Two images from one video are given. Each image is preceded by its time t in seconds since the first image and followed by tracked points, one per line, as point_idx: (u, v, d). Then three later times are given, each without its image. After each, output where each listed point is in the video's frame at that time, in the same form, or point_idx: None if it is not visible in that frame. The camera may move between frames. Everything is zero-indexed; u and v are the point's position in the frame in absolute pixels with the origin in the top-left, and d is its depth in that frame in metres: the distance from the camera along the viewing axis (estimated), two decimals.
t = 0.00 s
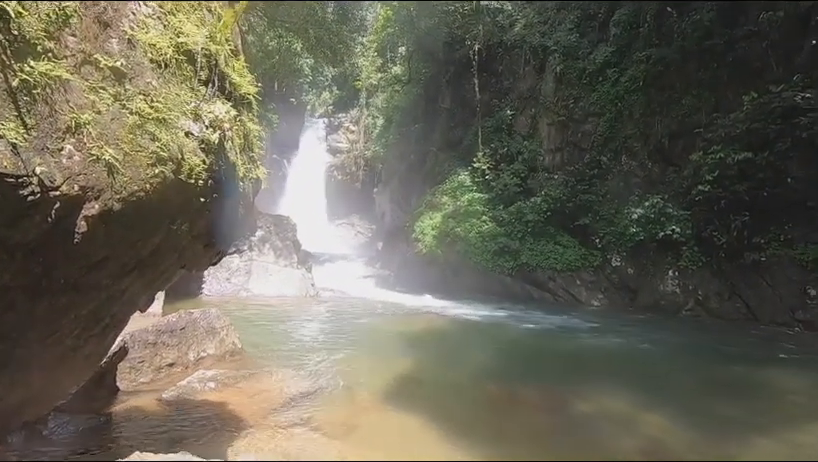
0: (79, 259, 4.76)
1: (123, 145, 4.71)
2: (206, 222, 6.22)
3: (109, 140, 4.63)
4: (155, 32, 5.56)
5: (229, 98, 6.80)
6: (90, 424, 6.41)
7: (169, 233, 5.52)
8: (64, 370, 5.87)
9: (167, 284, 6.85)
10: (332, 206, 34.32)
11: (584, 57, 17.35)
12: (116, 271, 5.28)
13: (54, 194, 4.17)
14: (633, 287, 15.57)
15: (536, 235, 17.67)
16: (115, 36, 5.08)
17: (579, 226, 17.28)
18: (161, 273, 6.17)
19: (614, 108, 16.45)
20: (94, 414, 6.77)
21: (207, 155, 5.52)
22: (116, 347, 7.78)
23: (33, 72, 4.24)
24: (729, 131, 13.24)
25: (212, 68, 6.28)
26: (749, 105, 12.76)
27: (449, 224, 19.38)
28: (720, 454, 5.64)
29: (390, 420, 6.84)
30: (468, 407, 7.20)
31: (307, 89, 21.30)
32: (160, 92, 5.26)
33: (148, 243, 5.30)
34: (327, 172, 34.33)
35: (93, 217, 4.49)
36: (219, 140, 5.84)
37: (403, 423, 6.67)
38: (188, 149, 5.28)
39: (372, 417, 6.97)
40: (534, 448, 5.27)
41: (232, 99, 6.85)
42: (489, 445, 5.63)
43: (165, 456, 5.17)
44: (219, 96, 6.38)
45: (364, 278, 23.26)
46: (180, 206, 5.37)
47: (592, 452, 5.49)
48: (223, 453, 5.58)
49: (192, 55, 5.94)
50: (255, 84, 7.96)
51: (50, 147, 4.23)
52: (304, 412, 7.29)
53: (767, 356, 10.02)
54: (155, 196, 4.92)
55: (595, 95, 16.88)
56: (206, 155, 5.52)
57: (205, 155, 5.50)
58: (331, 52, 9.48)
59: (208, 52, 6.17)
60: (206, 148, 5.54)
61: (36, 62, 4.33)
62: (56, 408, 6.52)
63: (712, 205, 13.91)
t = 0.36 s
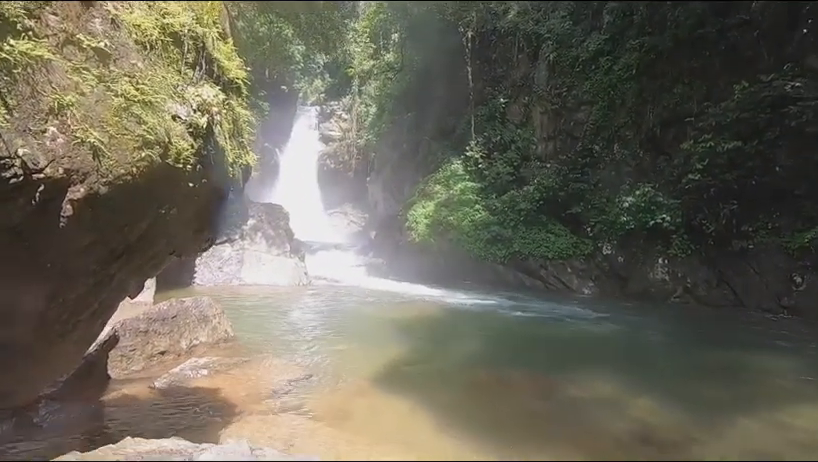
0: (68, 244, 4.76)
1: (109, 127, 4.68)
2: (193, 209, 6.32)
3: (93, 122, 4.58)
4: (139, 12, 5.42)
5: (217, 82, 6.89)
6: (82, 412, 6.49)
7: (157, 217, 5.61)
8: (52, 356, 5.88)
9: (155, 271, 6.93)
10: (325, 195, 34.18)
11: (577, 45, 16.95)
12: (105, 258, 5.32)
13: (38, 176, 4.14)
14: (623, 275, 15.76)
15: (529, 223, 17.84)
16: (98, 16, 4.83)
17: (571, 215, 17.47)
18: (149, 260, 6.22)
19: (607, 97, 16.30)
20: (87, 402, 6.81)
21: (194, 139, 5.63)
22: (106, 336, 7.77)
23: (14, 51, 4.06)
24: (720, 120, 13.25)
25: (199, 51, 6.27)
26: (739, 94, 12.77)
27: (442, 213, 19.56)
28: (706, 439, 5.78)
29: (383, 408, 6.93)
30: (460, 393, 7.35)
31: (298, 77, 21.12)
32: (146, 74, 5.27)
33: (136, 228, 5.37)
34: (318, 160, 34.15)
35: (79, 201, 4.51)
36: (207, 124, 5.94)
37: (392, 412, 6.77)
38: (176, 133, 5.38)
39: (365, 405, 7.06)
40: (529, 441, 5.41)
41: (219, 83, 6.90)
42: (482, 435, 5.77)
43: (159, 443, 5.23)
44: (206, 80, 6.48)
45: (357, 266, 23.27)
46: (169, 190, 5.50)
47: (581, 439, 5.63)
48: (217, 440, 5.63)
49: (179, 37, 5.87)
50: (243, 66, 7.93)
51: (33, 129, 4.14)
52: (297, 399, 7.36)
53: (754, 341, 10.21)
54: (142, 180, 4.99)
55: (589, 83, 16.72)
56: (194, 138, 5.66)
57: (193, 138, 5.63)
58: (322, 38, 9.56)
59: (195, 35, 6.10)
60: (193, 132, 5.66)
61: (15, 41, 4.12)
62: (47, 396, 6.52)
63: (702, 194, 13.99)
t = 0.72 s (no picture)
0: (52, 224, 4.76)
1: (92, 105, 4.71)
2: (182, 190, 6.29)
3: (76, 100, 4.62)
4: None
5: (203, 61, 6.82)
6: (70, 396, 6.46)
7: (144, 199, 5.59)
8: (40, 336, 5.94)
9: (142, 254, 6.94)
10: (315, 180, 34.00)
11: (570, 29, 17.32)
12: (90, 239, 5.31)
13: (20, 154, 4.18)
14: (612, 261, 15.71)
15: (519, 209, 17.84)
16: None
17: (562, 201, 17.46)
18: (136, 241, 6.23)
19: (598, 82, 16.57)
20: (76, 386, 6.81)
21: (180, 119, 5.54)
22: (97, 320, 7.79)
23: None
24: (710, 106, 13.38)
25: (184, 29, 6.25)
26: (730, 80, 13.00)
27: (434, 199, 19.67)
28: (689, 417, 5.96)
29: (376, 391, 7.05)
30: (451, 375, 7.49)
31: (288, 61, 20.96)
32: (129, 51, 5.29)
33: (122, 209, 5.36)
34: (310, 145, 33.99)
35: (63, 181, 4.51)
36: (193, 104, 5.84)
37: (381, 396, 6.87)
38: (162, 112, 5.30)
39: (357, 388, 7.15)
40: (521, 430, 5.61)
41: (205, 62, 6.85)
42: (473, 419, 5.95)
43: (151, 423, 5.28)
44: (192, 59, 6.43)
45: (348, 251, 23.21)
46: (156, 171, 5.45)
47: (569, 424, 5.82)
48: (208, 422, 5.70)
49: (163, 14, 5.89)
50: (229, 44, 7.78)
51: (12, 105, 4.22)
52: (289, 380, 7.45)
53: (737, 324, 10.42)
54: (129, 159, 4.97)
55: (581, 69, 16.99)
56: (180, 118, 5.55)
57: (180, 119, 5.55)
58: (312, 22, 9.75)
59: (181, 12, 6.10)
60: (179, 112, 5.55)
61: None
62: (34, 381, 6.53)
63: (691, 180, 14.21)
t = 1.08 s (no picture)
0: (34, 206, 4.75)
1: (73, 84, 4.64)
2: (168, 174, 6.30)
3: (56, 79, 4.55)
4: None
5: (189, 41, 6.68)
6: (58, 381, 6.41)
7: (129, 182, 5.60)
8: (22, 318, 5.91)
9: (129, 238, 6.92)
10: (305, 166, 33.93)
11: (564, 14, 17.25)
12: (75, 221, 5.31)
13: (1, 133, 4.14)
14: (602, 247, 15.91)
15: (510, 195, 17.91)
16: None
17: (553, 188, 17.53)
18: (121, 226, 6.19)
19: (590, 68, 16.61)
20: (64, 371, 6.78)
21: (166, 100, 5.59)
22: (84, 305, 7.68)
23: None
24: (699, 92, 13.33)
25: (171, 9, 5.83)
26: (721, 67, 12.83)
27: (425, 185, 19.63)
28: (669, 398, 6.16)
29: (367, 374, 7.11)
30: (443, 358, 7.63)
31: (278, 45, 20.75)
32: (112, 30, 5.01)
33: (107, 194, 5.37)
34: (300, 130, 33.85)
35: (45, 161, 4.50)
36: (179, 85, 5.88)
37: (371, 379, 6.93)
38: (147, 92, 5.32)
39: (348, 372, 7.19)
40: (511, 413, 5.72)
41: (192, 42, 6.73)
42: (464, 401, 6.08)
43: (142, 407, 5.28)
44: (177, 39, 6.17)
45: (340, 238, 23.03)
46: (141, 153, 5.45)
47: (557, 405, 5.96)
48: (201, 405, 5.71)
49: None
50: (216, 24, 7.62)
51: None
52: (281, 365, 7.47)
53: (723, 307, 10.59)
54: (113, 141, 4.98)
55: (573, 54, 17.01)
56: (166, 100, 5.60)
57: (164, 99, 5.57)
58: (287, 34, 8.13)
59: None
60: (165, 93, 5.59)
61: None
62: (22, 366, 6.48)
63: (680, 165, 14.32)
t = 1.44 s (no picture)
0: (15, 192, 4.70)
1: (52, 66, 4.62)
2: (153, 157, 6.27)
3: (34, 60, 4.52)
4: None
5: (172, 23, 6.62)
6: (45, 370, 6.40)
7: (113, 167, 5.60)
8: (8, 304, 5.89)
9: (115, 224, 6.94)
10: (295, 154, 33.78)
11: None
12: (60, 203, 5.28)
13: None
14: (589, 234, 16.00)
15: (499, 183, 17.97)
16: None
17: (542, 175, 17.63)
18: (107, 211, 6.20)
19: (579, 56, 16.74)
20: (52, 361, 6.77)
21: (149, 84, 5.61)
22: (71, 292, 7.60)
23: None
24: (687, 80, 13.50)
25: None
26: (708, 55, 12.98)
27: (415, 173, 19.76)
28: (649, 377, 6.37)
29: (357, 360, 7.17)
30: (434, 342, 7.82)
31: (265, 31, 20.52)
32: (91, 11, 5.09)
33: (90, 178, 5.40)
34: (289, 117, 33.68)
35: (24, 145, 4.44)
36: (162, 68, 5.87)
37: (360, 365, 6.99)
38: (129, 76, 5.33)
39: (338, 359, 7.24)
40: (500, 397, 5.80)
41: (175, 25, 6.71)
42: (453, 385, 6.19)
43: (131, 394, 5.30)
44: (160, 20, 6.22)
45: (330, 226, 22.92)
46: (125, 137, 5.44)
47: (544, 387, 6.10)
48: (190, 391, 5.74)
49: None
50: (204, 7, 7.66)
51: None
52: (271, 352, 7.51)
53: (708, 292, 10.77)
54: (96, 124, 4.97)
55: (563, 42, 17.08)
56: (149, 83, 5.63)
57: (147, 83, 5.60)
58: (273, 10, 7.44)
59: None
60: (147, 76, 5.62)
61: None
62: (8, 356, 6.47)
63: (667, 152, 14.39)
